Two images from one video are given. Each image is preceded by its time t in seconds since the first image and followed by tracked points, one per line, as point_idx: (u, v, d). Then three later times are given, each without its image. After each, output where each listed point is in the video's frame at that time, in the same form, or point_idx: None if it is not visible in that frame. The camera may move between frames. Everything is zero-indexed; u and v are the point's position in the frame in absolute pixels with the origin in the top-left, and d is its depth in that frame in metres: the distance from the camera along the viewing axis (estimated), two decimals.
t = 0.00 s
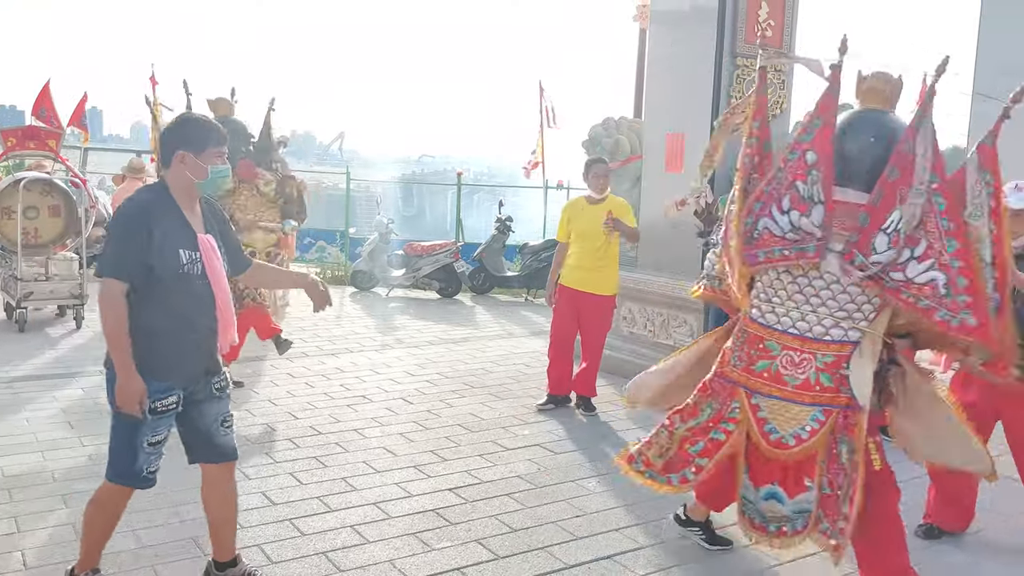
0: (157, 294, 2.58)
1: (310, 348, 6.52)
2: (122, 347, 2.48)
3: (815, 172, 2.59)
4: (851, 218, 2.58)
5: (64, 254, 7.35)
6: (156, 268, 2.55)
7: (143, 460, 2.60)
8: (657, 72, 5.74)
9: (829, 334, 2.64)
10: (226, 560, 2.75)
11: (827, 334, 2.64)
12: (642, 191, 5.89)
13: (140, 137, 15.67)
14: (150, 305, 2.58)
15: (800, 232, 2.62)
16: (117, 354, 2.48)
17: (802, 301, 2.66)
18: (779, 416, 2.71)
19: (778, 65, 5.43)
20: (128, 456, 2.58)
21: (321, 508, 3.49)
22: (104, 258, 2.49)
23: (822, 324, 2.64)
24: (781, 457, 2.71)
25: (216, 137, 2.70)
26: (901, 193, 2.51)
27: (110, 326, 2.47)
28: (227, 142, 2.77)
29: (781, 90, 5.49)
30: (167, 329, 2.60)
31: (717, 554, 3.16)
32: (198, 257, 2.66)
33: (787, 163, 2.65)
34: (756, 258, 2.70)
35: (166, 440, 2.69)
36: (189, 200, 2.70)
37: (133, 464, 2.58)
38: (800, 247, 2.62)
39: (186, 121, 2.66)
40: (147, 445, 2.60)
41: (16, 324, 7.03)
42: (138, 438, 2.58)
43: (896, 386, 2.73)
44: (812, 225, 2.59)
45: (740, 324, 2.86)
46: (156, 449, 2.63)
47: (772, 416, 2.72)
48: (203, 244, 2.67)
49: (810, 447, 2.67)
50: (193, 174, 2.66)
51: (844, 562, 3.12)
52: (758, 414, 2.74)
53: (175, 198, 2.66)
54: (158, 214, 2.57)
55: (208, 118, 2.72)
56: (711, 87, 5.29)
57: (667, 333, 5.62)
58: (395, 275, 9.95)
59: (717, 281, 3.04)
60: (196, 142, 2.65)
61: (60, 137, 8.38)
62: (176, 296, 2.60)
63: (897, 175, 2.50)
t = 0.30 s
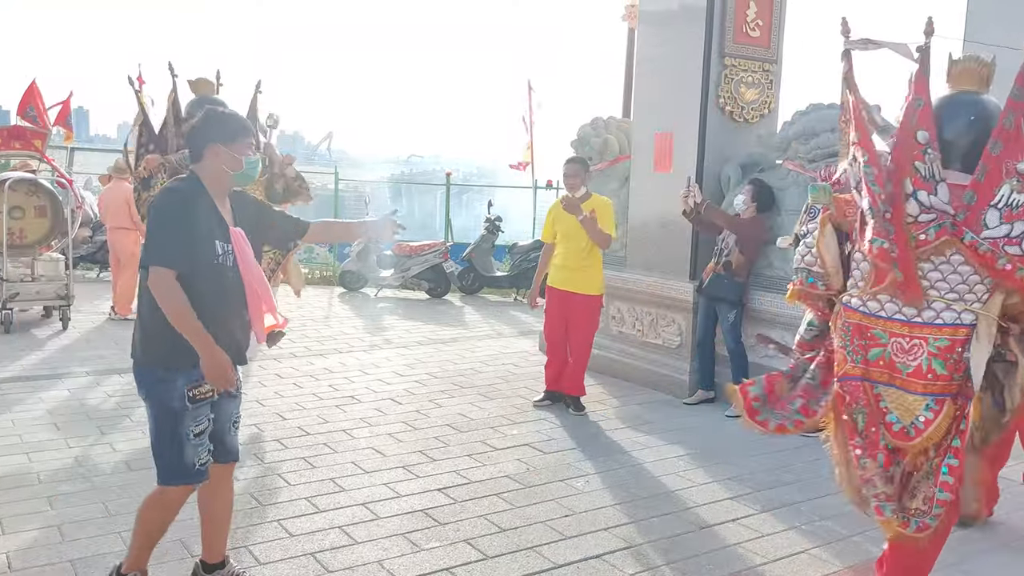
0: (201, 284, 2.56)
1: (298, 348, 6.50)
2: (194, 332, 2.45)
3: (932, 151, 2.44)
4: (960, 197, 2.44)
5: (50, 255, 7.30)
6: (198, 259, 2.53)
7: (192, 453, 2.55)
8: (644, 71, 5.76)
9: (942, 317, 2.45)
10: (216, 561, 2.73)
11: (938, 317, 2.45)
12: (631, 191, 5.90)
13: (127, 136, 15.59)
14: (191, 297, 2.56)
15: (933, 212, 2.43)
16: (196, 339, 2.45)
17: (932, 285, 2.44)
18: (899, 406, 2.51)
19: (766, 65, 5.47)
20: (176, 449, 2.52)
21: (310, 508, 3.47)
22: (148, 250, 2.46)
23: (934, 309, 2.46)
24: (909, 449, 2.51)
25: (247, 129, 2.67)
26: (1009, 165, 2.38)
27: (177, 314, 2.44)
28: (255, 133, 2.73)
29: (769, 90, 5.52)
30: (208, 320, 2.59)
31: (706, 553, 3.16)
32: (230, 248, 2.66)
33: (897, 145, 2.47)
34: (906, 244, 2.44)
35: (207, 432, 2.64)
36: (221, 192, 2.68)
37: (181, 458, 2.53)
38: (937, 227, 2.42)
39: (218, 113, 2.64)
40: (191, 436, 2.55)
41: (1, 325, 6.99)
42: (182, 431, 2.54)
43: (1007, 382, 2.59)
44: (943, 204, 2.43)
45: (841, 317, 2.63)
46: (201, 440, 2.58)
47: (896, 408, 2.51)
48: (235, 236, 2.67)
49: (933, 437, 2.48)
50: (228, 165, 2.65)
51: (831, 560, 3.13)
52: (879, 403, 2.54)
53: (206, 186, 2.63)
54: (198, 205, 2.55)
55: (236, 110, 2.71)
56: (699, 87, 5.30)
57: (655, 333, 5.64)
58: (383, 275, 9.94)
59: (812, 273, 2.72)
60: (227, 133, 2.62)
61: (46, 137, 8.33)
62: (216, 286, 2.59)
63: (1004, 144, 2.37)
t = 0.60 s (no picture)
0: (201, 285, 2.56)
1: (292, 349, 6.49)
2: (194, 332, 2.43)
3: (997, 165, 2.65)
4: None
5: (41, 254, 7.27)
6: (198, 259, 2.52)
7: (183, 457, 2.54)
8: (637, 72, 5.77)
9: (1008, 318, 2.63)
10: (210, 561, 2.73)
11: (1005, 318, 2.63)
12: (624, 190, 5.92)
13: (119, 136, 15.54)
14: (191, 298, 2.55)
15: (994, 220, 2.65)
16: (194, 338, 2.43)
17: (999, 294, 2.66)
18: (965, 409, 2.69)
19: (759, 65, 5.48)
20: (167, 452, 2.51)
21: (303, 509, 3.47)
22: (148, 251, 2.46)
23: (1000, 310, 2.65)
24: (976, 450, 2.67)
25: (250, 126, 2.67)
26: None
27: (178, 314, 2.43)
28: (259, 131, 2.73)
29: (762, 90, 5.54)
30: (210, 321, 2.58)
31: (699, 553, 3.17)
32: (232, 246, 2.64)
33: (963, 162, 2.72)
34: (975, 255, 2.66)
35: (199, 436, 2.63)
36: (222, 189, 2.68)
37: (172, 461, 2.52)
38: (996, 235, 2.65)
39: (222, 109, 2.63)
40: (183, 440, 2.54)
41: None
42: (175, 434, 2.53)
43: None
44: (1006, 213, 2.64)
45: (910, 321, 2.82)
46: (192, 444, 2.57)
47: (960, 411, 2.70)
48: (236, 234, 2.66)
49: (998, 439, 2.63)
50: (229, 163, 2.64)
51: (826, 559, 3.14)
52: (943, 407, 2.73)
53: (208, 184, 2.63)
54: (198, 204, 2.54)
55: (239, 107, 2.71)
56: (693, 87, 5.31)
57: (649, 333, 5.65)
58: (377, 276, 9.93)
59: (878, 284, 2.92)
60: (230, 131, 2.62)
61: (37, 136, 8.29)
62: (217, 286, 2.58)
63: None
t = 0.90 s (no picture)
0: (186, 287, 2.55)
1: (284, 349, 6.47)
2: (143, 341, 2.45)
3: None
4: None
5: (32, 254, 7.24)
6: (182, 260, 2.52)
7: (169, 458, 2.53)
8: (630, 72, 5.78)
9: None
10: (201, 562, 2.73)
11: None
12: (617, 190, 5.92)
13: (111, 135, 15.49)
14: (175, 299, 2.54)
15: None
16: (142, 347, 2.45)
17: None
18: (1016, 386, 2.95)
19: (751, 65, 5.49)
20: (153, 453, 2.51)
21: (296, 510, 3.46)
22: (130, 252, 2.45)
23: None
24: None
25: (240, 126, 2.65)
26: None
27: (137, 319, 2.45)
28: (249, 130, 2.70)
29: (755, 90, 5.55)
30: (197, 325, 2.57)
31: (693, 552, 3.17)
32: (221, 248, 2.64)
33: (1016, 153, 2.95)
34: (1015, 240, 2.92)
35: (186, 438, 2.63)
36: (210, 191, 2.66)
37: (158, 463, 2.51)
38: None
39: (213, 109, 2.61)
40: (169, 441, 2.53)
41: None
42: (161, 435, 2.52)
43: None
44: None
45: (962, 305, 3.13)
46: (178, 446, 2.56)
47: (1011, 386, 2.96)
48: (226, 236, 2.65)
49: None
50: (216, 164, 2.62)
51: (819, 559, 3.15)
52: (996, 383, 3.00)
53: (196, 187, 2.62)
54: (185, 206, 2.54)
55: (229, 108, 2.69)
56: (686, 87, 5.31)
57: (642, 333, 5.65)
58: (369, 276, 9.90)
59: (940, 268, 3.28)
60: (219, 131, 2.60)
61: (28, 135, 8.24)
62: (202, 288, 2.57)
63: None
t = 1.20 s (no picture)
0: (172, 287, 2.53)
1: (279, 350, 6.45)
2: (132, 340, 2.43)
3: None
4: None
5: (25, 256, 7.22)
6: (167, 260, 2.50)
7: (160, 461, 2.52)
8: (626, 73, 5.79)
9: None
10: (197, 564, 2.72)
11: None
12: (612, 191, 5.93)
13: (105, 136, 15.47)
14: (162, 300, 2.52)
15: None
16: (130, 347, 2.43)
17: None
18: None
19: (746, 66, 5.50)
20: (144, 456, 2.49)
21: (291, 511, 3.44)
22: (113, 253, 2.42)
23: None
24: None
25: (223, 126, 2.64)
26: None
27: (120, 321, 2.42)
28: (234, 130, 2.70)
29: (749, 91, 5.55)
30: (185, 326, 2.56)
31: (689, 553, 3.17)
32: (208, 249, 2.63)
33: None
34: None
35: (177, 440, 2.61)
36: (195, 190, 2.65)
37: (149, 466, 2.50)
38: None
39: (196, 110, 2.60)
40: (161, 444, 2.52)
41: None
42: (153, 437, 2.50)
43: None
44: None
45: None
46: (170, 448, 2.55)
47: None
48: (212, 236, 2.64)
49: None
50: (198, 164, 2.61)
51: (814, 559, 3.15)
52: None
53: (181, 189, 2.61)
54: (169, 206, 2.52)
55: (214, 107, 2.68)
56: (681, 88, 5.31)
57: (637, 333, 5.65)
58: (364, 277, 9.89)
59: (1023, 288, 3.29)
60: (201, 131, 2.59)
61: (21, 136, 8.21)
62: (189, 288, 2.56)
63: None
